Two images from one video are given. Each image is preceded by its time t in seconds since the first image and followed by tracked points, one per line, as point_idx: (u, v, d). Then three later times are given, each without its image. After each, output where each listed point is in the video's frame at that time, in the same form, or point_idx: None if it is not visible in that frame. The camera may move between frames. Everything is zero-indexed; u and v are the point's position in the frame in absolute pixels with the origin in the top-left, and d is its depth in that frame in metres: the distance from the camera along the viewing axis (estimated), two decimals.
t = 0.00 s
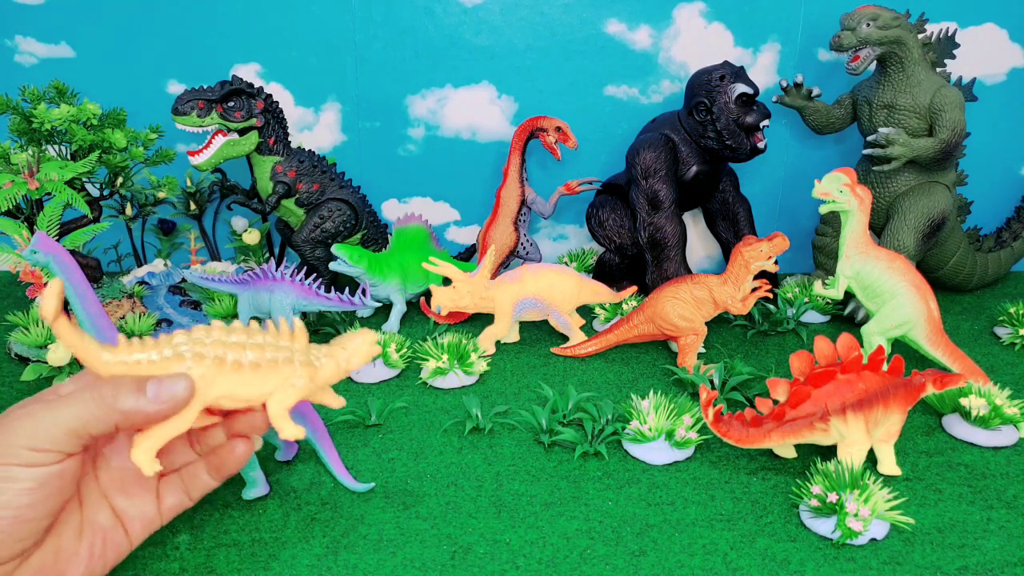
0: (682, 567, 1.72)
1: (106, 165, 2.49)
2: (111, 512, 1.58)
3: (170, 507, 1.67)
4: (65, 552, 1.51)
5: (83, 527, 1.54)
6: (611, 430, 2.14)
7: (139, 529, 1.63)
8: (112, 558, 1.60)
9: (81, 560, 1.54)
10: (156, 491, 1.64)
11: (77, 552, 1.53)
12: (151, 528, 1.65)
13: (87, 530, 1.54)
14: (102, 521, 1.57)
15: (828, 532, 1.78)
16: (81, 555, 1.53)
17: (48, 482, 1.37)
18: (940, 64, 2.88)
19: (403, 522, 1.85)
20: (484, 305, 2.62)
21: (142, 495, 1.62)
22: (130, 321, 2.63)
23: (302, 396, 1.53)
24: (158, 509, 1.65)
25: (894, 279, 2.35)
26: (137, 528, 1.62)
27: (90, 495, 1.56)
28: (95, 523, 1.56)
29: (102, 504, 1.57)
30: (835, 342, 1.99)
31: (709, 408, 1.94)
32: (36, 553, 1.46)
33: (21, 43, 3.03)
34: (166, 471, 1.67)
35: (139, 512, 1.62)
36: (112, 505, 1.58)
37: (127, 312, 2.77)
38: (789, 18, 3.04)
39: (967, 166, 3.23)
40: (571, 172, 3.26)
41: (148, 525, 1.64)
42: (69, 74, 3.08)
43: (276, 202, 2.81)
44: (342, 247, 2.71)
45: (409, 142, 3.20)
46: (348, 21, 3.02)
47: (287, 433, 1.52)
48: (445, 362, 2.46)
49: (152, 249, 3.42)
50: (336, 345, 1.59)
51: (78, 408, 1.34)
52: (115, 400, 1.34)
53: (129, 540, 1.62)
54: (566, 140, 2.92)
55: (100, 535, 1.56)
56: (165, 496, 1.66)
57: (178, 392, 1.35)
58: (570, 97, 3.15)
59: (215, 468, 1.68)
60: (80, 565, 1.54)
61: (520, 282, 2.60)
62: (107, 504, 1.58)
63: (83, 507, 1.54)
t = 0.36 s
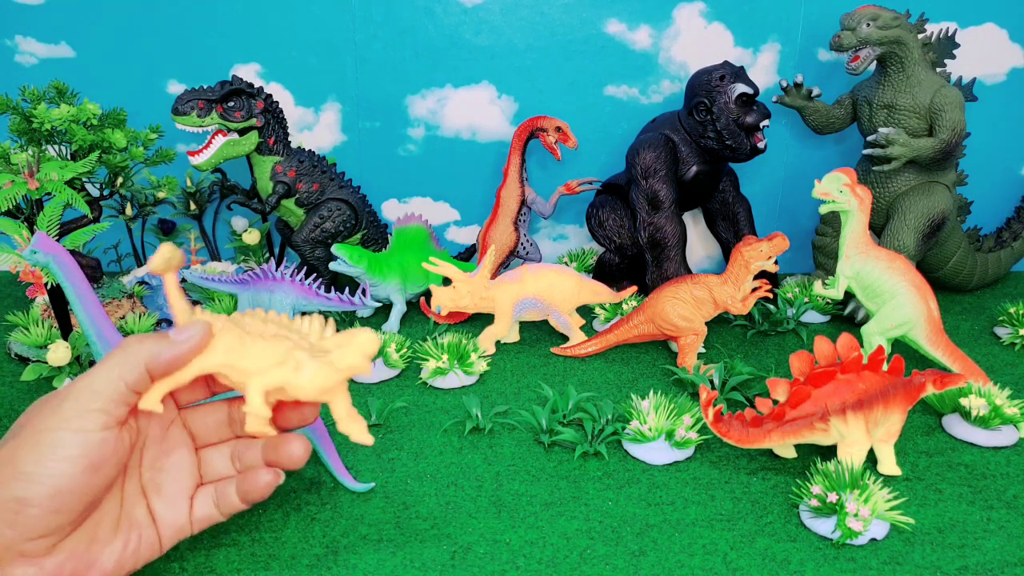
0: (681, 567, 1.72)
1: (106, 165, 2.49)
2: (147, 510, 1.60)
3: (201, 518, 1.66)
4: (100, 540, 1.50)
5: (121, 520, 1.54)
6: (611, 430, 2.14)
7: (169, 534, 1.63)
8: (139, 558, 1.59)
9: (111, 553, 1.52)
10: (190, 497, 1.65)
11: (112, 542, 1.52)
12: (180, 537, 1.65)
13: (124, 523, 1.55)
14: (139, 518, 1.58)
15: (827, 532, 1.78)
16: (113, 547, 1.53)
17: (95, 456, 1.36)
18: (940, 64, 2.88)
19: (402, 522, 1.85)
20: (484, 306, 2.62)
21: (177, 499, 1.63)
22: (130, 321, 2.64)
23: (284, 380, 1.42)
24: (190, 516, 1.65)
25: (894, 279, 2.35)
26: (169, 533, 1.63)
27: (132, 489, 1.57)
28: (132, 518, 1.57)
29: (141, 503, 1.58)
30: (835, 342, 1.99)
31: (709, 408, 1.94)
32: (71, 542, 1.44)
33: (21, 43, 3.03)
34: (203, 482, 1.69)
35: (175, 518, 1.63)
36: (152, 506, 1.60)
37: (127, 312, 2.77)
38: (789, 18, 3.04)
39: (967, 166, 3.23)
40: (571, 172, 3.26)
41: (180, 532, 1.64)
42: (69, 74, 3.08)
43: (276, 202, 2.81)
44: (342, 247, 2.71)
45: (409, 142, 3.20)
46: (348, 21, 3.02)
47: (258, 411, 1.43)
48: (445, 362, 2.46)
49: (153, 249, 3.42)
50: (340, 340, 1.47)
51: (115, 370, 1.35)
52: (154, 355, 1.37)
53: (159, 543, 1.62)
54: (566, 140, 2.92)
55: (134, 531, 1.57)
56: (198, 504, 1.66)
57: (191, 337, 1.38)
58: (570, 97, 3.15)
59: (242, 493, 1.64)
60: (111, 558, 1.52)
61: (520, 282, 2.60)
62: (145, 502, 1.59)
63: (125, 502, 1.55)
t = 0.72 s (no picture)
0: (681, 567, 1.72)
1: (106, 165, 2.49)
2: (157, 492, 1.59)
3: (206, 500, 1.63)
4: (108, 520, 1.51)
5: (131, 500, 1.55)
6: (611, 431, 2.14)
7: (179, 519, 1.62)
8: (149, 543, 1.59)
9: (117, 536, 1.53)
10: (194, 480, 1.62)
11: (121, 522, 1.53)
12: (191, 521, 1.63)
13: (134, 503, 1.55)
14: (148, 499, 1.57)
15: (827, 532, 1.78)
16: (121, 529, 1.53)
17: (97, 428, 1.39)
18: (940, 64, 2.88)
19: (402, 522, 1.85)
20: (484, 306, 2.62)
21: (182, 481, 1.61)
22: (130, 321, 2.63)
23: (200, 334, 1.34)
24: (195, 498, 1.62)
25: (894, 279, 2.35)
26: (178, 517, 1.61)
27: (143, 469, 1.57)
28: (142, 498, 1.56)
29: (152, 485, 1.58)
30: (835, 343, 1.99)
31: (709, 408, 1.94)
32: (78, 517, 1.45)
33: (21, 43, 3.03)
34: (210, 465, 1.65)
35: (183, 501, 1.61)
36: (161, 488, 1.59)
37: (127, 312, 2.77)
38: (790, 18, 3.04)
39: (967, 166, 3.23)
40: (571, 172, 3.26)
41: (189, 516, 1.62)
42: (69, 74, 3.08)
43: (276, 202, 2.81)
44: (342, 247, 2.71)
45: (409, 142, 3.20)
46: (348, 21, 3.02)
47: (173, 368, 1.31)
48: (445, 362, 2.45)
49: (152, 249, 3.42)
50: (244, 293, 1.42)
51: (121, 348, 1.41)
52: (154, 329, 1.45)
53: (169, 528, 1.62)
54: (566, 140, 2.92)
55: (144, 511, 1.57)
56: (202, 487, 1.62)
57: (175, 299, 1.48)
58: (570, 97, 3.15)
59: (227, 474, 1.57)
60: (119, 539, 1.53)
61: (520, 283, 2.60)
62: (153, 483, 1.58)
63: (135, 482, 1.55)
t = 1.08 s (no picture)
0: (682, 567, 1.71)
1: (106, 165, 2.49)
2: (195, 500, 1.58)
3: (243, 510, 1.64)
4: (146, 519, 1.50)
5: (170, 506, 1.55)
6: (611, 430, 2.14)
7: (217, 530, 1.61)
8: (184, 554, 1.57)
9: (152, 540, 1.51)
10: (230, 490, 1.62)
11: (158, 525, 1.52)
12: (227, 533, 1.63)
13: (174, 509, 1.55)
14: (187, 507, 1.57)
15: (828, 532, 1.78)
16: (157, 534, 1.51)
17: (138, 420, 1.42)
18: (940, 64, 2.88)
19: (403, 522, 1.85)
20: (484, 306, 2.62)
21: (219, 491, 1.61)
22: (130, 320, 2.63)
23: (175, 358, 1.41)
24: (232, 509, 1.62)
25: (893, 279, 2.35)
26: (215, 527, 1.60)
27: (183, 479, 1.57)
28: (180, 506, 1.56)
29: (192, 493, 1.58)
30: (835, 342, 1.99)
31: (709, 408, 1.94)
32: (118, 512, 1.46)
33: (21, 43, 3.03)
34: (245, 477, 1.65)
35: (221, 510, 1.61)
36: (200, 497, 1.59)
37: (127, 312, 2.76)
38: (790, 18, 3.04)
39: (967, 166, 3.23)
40: (571, 172, 3.26)
41: (227, 527, 1.62)
42: (69, 75, 3.08)
43: (276, 202, 2.81)
44: (342, 247, 2.71)
45: (409, 142, 3.20)
46: (348, 21, 3.02)
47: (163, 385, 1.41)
48: (445, 362, 2.45)
49: (152, 249, 3.42)
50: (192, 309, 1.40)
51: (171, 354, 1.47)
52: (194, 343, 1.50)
53: (206, 540, 1.60)
54: (566, 140, 2.92)
55: (182, 518, 1.56)
56: (238, 498, 1.63)
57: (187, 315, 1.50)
58: (570, 97, 3.15)
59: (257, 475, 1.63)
60: (155, 540, 1.51)
61: (520, 283, 2.60)
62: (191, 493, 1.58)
63: (175, 490, 1.56)
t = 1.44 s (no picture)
0: (681, 567, 1.71)
1: (106, 165, 2.49)
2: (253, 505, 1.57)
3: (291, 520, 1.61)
4: (207, 517, 1.50)
5: (230, 507, 1.54)
6: (611, 430, 2.14)
7: (269, 537, 1.60)
8: (240, 558, 1.56)
9: (210, 537, 1.50)
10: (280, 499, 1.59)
11: (216, 526, 1.51)
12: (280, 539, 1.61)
13: (233, 513, 1.54)
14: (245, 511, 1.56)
15: (828, 533, 1.78)
16: (216, 533, 1.51)
17: (205, 417, 1.48)
18: (940, 64, 2.88)
19: (403, 522, 1.85)
20: (484, 306, 2.62)
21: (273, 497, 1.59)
22: (130, 321, 2.62)
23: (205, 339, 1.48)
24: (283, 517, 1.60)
25: (893, 280, 2.35)
26: (269, 533, 1.59)
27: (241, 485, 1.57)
28: (238, 509, 1.55)
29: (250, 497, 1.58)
30: (835, 342, 1.99)
31: (709, 408, 1.94)
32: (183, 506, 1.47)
33: (21, 43, 3.03)
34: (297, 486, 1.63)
35: (273, 518, 1.59)
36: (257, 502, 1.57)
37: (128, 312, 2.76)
38: (790, 18, 3.04)
39: (967, 166, 3.23)
40: (571, 172, 3.26)
41: (278, 534, 1.60)
42: (69, 75, 3.08)
43: (276, 202, 2.82)
44: (342, 248, 2.71)
45: (409, 142, 3.20)
46: (348, 21, 3.02)
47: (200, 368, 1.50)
48: (445, 362, 2.46)
49: (152, 249, 3.42)
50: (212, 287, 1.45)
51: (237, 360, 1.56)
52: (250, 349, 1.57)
53: (260, 547, 1.59)
54: (566, 140, 2.92)
55: (240, 521, 1.55)
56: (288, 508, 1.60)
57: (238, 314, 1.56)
58: (570, 97, 3.15)
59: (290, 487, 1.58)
60: (212, 542, 1.50)
61: (520, 283, 2.60)
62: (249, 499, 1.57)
63: (236, 491, 1.56)
